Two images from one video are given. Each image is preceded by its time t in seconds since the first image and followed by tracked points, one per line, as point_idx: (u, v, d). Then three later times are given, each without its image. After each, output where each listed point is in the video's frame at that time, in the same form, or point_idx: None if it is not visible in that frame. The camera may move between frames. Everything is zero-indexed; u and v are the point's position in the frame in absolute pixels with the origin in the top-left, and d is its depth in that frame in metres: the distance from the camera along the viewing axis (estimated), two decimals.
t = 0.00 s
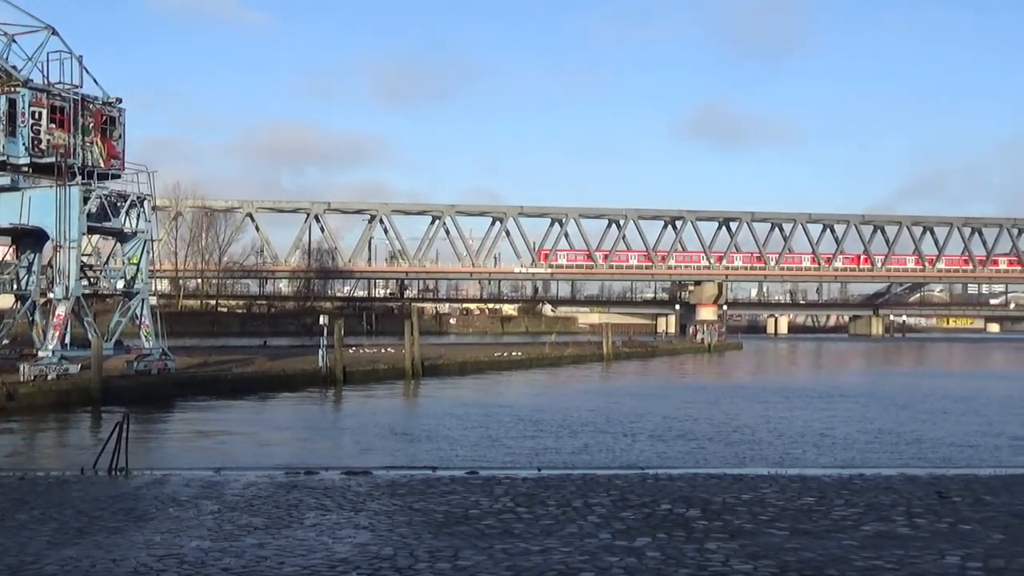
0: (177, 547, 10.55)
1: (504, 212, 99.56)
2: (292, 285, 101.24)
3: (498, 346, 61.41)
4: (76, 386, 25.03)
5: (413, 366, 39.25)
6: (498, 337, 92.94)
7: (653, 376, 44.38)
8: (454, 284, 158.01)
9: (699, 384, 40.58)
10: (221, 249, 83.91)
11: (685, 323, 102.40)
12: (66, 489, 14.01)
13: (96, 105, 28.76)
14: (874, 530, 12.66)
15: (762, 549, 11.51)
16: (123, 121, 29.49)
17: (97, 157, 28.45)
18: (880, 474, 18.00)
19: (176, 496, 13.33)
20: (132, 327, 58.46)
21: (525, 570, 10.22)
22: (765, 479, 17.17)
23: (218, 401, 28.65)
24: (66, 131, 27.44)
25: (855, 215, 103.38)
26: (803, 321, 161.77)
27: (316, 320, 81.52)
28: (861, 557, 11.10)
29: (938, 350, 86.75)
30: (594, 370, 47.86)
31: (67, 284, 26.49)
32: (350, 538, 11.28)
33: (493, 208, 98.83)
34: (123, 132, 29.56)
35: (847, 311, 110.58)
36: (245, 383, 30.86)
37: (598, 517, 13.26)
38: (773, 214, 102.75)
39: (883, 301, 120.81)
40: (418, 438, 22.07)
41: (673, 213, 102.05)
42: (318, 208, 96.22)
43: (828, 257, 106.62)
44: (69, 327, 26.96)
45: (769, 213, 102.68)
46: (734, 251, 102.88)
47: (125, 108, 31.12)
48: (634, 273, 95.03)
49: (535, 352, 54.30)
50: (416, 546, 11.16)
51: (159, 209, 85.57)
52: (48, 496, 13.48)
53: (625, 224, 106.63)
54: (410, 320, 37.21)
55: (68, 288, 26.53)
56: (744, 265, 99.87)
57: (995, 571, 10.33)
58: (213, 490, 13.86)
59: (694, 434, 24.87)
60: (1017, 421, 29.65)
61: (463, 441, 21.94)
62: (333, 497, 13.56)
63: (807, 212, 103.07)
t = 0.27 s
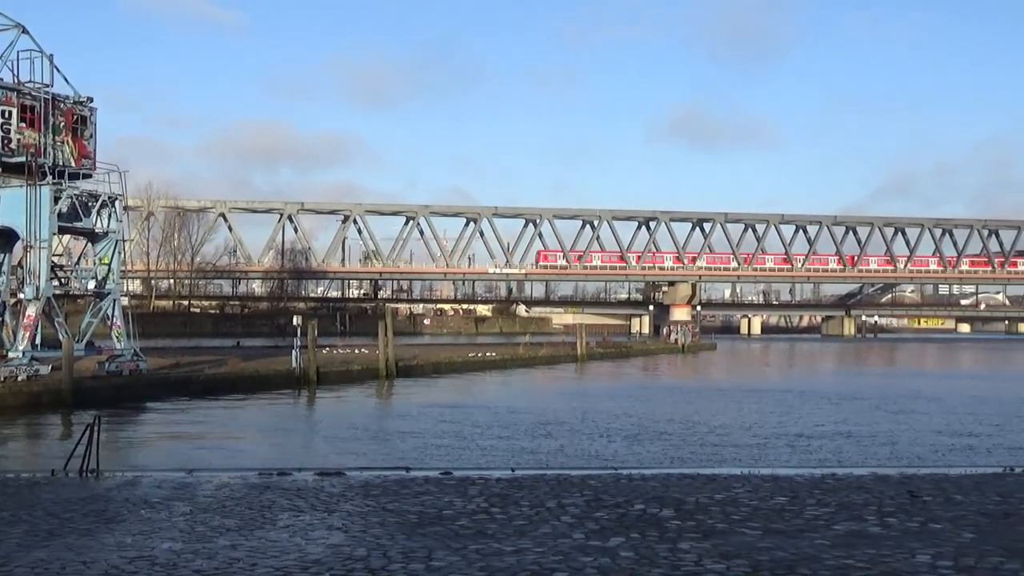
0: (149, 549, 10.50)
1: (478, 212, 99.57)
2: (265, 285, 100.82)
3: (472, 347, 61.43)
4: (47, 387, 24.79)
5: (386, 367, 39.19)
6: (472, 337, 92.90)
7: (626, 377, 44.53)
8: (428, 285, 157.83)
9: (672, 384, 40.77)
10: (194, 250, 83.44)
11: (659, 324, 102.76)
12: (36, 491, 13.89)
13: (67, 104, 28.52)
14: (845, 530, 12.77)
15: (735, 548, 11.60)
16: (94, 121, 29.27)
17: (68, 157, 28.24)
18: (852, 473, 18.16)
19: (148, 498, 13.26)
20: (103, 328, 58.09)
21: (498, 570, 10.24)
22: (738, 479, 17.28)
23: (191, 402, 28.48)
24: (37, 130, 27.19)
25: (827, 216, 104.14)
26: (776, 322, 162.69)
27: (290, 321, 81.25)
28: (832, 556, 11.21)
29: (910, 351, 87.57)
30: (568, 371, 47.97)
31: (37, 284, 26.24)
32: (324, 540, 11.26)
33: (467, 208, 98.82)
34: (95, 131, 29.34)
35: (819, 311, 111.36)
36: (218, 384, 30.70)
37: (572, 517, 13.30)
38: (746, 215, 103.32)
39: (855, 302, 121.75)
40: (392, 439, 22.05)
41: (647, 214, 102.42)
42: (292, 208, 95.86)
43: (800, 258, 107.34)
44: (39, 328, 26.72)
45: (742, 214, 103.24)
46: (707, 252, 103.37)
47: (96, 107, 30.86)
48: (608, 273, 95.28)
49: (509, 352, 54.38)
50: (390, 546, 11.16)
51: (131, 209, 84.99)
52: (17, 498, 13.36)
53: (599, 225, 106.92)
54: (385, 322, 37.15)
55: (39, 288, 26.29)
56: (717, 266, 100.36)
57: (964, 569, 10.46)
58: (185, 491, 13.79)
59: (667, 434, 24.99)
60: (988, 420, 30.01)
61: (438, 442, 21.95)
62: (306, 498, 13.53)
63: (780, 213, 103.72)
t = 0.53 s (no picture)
0: (117, 551, 10.43)
1: (450, 213, 99.50)
2: (236, 285, 100.31)
3: (444, 347, 61.41)
4: (14, 388, 24.53)
5: (358, 367, 39.09)
6: (445, 338, 92.82)
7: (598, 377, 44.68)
8: (400, 285, 157.52)
9: (643, 385, 40.98)
10: (164, 250, 82.90)
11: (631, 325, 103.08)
12: (2, 493, 13.76)
13: (36, 102, 28.24)
14: (815, 530, 12.88)
15: (705, 548, 11.67)
16: (63, 119, 29.00)
17: (36, 155, 27.98)
18: (822, 474, 18.32)
19: (116, 499, 13.17)
20: (72, 329, 57.65)
21: (469, 571, 10.26)
22: (709, 479, 17.38)
23: (161, 403, 28.28)
24: (5, 128, 26.91)
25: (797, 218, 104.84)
26: (747, 323, 163.69)
27: (261, 321, 80.94)
28: (801, 556, 11.30)
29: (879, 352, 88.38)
30: (539, 371, 48.05)
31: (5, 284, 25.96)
32: (294, 541, 11.22)
33: (439, 209, 98.74)
34: (64, 129, 29.08)
35: (790, 313, 112.12)
36: (188, 385, 30.51)
37: (543, 518, 13.33)
38: (717, 217, 103.85)
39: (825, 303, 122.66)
40: (365, 440, 22.01)
41: (619, 215, 102.71)
42: (263, 208, 95.41)
43: (771, 260, 108.01)
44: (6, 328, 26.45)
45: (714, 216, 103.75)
46: (679, 253, 103.80)
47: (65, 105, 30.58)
48: (580, 275, 95.48)
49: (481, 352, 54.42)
50: (361, 548, 11.15)
51: (100, 208, 84.38)
52: None
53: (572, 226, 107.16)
54: (356, 323, 37.06)
55: (7, 288, 26.01)
56: (689, 267, 100.80)
57: (931, 568, 10.58)
58: (154, 492, 13.71)
59: (640, 435, 25.10)
60: (954, 420, 30.42)
61: (410, 443, 21.93)
62: (276, 499, 13.48)
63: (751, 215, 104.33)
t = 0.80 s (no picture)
0: (84, 554, 10.35)
1: (422, 214, 99.38)
2: (206, 285, 99.71)
3: (416, 347, 61.32)
4: None
5: (330, 368, 39.00)
6: (416, 338, 92.71)
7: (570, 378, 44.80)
8: (372, 286, 157.13)
9: (614, 386, 41.18)
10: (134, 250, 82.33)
11: (603, 326, 103.39)
12: None
13: (3, 101, 27.97)
14: (785, 531, 13.00)
15: (675, 549, 11.77)
16: (31, 119, 28.71)
17: (4, 155, 27.69)
18: (793, 474, 18.49)
19: (85, 502, 13.08)
20: (41, 329, 57.21)
21: (441, 573, 10.26)
22: (680, 480, 17.52)
23: (129, 405, 28.06)
24: None
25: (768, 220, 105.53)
26: (718, 324, 164.61)
27: (232, 322, 80.51)
28: (772, 556, 11.40)
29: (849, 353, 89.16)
30: (510, 373, 48.11)
31: None
32: (264, 543, 11.19)
33: (411, 210, 98.62)
34: (32, 129, 28.78)
35: (761, 314, 112.84)
36: (157, 386, 30.30)
37: (514, 519, 13.38)
38: (689, 219, 104.32)
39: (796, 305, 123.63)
40: (336, 442, 21.98)
41: (591, 217, 102.99)
42: (234, 208, 94.95)
43: (742, 261, 108.64)
44: None
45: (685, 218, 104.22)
46: (650, 255, 104.17)
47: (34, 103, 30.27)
48: (553, 276, 95.64)
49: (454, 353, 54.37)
50: (331, 550, 11.13)
51: (69, 209, 83.66)
52: None
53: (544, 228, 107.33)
54: (328, 324, 36.95)
55: None
56: (660, 269, 101.19)
57: (899, 567, 10.70)
58: (123, 495, 13.62)
59: (612, 436, 25.20)
60: (922, 421, 30.77)
61: (382, 444, 21.92)
62: (246, 501, 13.43)
63: (722, 217, 104.90)
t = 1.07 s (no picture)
0: (53, 557, 10.28)
1: (396, 215, 99.22)
2: (178, 286, 99.16)
3: (390, 348, 61.23)
4: None
5: (303, 370, 38.89)
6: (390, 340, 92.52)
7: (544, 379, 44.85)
8: (345, 287, 156.71)
9: (589, 387, 41.27)
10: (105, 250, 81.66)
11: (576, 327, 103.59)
12: None
13: None
14: (757, 531, 13.10)
15: (648, 549, 11.83)
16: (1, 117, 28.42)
17: None
18: (765, 474, 18.63)
19: (54, 504, 12.98)
20: (10, 331, 56.69)
21: (413, 574, 10.28)
22: (653, 481, 17.59)
23: (100, 407, 27.84)
24: None
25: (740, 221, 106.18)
26: (691, 325, 165.41)
27: (204, 323, 79.86)
28: (742, 556, 11.50)
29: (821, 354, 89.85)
30: (484, 374, 48.12)
31: None
32: (235, 545, 11.16)
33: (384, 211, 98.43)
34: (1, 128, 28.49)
35: (734, 315, 113.47)
36: (129, 388, 30.11)
37: (487, 520, 13.40)
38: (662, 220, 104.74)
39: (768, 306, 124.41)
40: (310, 443, 21.93)
41: (564, 218, 103.18)
42: (207, 209, 94.43)
43: (715, 262, 109.19)
44: None
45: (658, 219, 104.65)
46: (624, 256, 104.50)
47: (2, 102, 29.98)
48: (527, 277, 95.74)
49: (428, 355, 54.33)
50: (303, 551, 11.12)
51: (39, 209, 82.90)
52: None
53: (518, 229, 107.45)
54: (300, 325, 36.81)
55: None
56: (634, 270, 101.53)
57: (869, 567, 10.81)
58: (93, 497, 13.53)
59: (587, 437, 25.21)
60: (893, 422, 31.07)
61: (354, 446, 21.84)
62: (218, 503, 13.38)
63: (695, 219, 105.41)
